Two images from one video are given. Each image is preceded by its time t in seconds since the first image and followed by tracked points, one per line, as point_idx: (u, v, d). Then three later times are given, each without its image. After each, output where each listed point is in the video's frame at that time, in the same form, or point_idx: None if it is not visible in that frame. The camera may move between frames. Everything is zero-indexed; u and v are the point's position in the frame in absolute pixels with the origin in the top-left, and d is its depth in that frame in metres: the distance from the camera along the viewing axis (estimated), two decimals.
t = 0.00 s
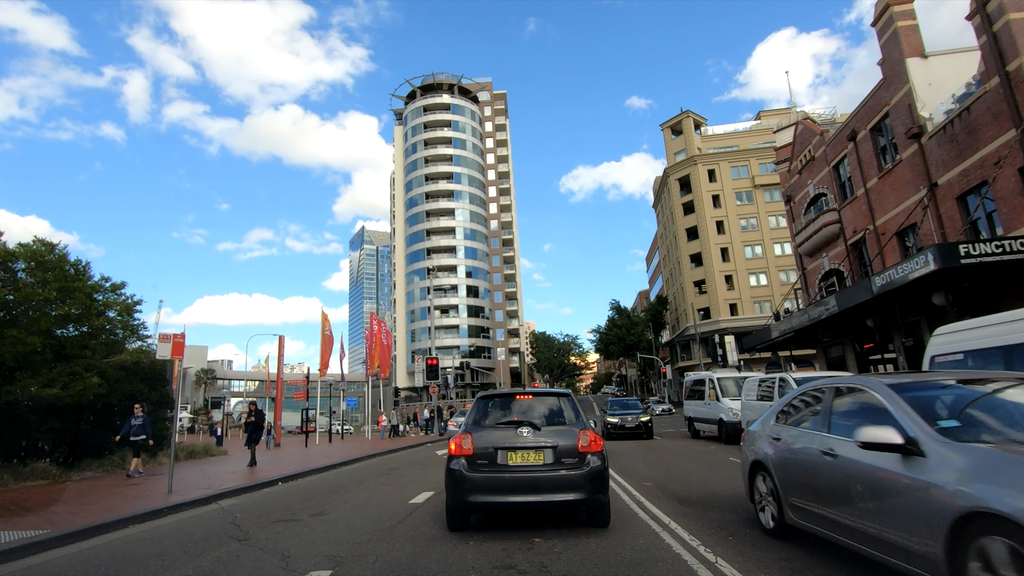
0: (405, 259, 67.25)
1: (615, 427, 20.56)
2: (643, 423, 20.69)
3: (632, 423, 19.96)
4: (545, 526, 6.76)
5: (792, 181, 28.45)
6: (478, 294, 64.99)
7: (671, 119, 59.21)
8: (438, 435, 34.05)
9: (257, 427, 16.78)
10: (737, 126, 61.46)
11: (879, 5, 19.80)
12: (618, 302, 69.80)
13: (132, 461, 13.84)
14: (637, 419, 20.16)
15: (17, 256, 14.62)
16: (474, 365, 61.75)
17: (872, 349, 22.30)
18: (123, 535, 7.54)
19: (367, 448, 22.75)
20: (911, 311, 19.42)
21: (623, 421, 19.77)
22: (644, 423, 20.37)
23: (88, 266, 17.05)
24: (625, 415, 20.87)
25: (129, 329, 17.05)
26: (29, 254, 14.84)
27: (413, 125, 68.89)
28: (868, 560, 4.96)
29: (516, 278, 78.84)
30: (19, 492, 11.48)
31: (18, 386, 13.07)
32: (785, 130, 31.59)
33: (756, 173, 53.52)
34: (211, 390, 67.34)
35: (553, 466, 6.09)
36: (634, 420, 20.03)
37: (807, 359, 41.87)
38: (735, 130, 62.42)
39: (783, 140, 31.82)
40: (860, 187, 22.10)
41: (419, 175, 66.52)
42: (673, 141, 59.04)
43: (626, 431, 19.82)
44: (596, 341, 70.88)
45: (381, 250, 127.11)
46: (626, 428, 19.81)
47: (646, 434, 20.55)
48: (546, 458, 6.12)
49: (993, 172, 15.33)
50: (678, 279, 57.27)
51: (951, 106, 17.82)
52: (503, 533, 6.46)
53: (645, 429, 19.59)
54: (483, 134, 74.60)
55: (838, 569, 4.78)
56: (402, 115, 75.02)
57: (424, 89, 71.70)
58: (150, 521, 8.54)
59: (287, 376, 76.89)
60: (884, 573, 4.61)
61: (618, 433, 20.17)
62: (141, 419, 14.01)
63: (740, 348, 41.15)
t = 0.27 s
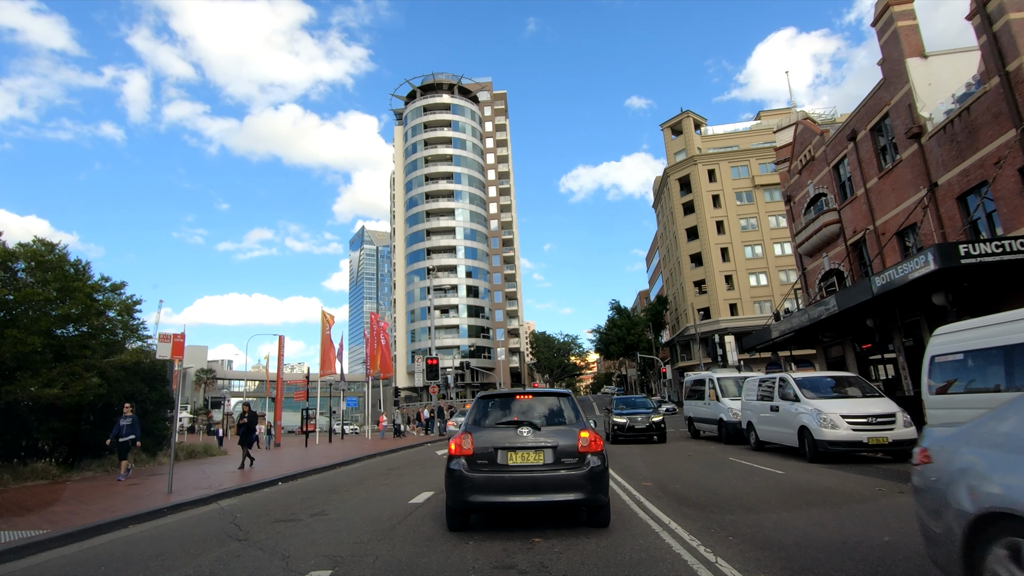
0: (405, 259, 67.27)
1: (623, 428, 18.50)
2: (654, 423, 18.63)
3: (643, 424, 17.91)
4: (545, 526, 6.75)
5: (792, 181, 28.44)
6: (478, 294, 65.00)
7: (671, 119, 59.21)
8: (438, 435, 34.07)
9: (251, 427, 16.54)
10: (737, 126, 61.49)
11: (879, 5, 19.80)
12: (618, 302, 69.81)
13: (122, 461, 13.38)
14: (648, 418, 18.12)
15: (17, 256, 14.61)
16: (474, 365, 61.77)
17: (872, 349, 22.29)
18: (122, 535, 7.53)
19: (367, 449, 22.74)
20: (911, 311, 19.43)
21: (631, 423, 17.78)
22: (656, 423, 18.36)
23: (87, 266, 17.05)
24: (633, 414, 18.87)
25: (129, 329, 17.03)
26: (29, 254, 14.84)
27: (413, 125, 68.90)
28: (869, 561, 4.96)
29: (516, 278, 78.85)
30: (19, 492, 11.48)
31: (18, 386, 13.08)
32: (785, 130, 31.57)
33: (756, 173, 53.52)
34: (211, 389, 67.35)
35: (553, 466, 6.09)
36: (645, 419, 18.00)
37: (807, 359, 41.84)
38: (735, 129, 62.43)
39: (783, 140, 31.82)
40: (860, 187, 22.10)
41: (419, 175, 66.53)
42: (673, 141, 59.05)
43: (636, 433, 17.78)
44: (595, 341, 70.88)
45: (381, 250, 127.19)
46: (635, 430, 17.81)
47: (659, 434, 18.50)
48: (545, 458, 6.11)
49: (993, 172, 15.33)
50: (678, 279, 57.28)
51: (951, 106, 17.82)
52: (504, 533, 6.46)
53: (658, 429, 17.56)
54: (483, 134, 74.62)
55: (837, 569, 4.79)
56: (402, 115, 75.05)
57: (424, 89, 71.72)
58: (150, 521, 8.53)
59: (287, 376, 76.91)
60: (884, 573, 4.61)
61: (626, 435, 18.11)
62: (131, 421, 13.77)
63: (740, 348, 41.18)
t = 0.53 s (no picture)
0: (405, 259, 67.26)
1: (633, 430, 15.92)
2: (670, 425, 16.02)
3: (657, 424, 15.33)
4: (545, 526, 6.76)
5: (792, 181, 28.46)
6: (478, 294, 65.00)
7: (671, 119, 59.21)
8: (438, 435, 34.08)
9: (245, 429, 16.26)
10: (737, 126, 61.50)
11: (879, 5, 19.79)
12: (618, 302, 69.83)
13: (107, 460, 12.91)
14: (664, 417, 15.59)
15: (17, 256, 14.61)
16: (474, 365, 61.78)
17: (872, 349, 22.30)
18: (122, 535, 7.53)
19: (367, 449, 22.73)
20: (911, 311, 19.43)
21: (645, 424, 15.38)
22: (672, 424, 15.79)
23: (87, 266, 17.05)
24: (644, 415, 16.30)
25: (129, 329, 17.04)
26: (29, 254, 14.84)
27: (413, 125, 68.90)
28: (869, 560, 4.96)
29: (516, 278, 78.86)
30: (19, 492, 11.47)
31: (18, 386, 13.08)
32: (785, 130, 31.58)
33: (756, 173, 53.52)
34: (211, 389, 67.36)
35: (553, 466, 6.08)
36: (659, 420, 15.43)
37: (807, 359, 41.82)
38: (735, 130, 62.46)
39: (783, 140, 31.82)
40: (860, 187, 22.10)
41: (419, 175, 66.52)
42: (673, 141, 59.04)
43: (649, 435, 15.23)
44: (596, 341, 70.88)
45: (381, 250, 127.28)
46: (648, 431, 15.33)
47: (676, 439, 15.84)
48: (545, 458, 6.12)
49: (993, 172, 15.33)
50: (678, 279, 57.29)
51: (951, 106, 17.82)
52: (504, 533, 6.46)
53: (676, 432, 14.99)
54: (483, 134, 74.63)
55: (838, 568, 4.79)
56: (402, 115, 75.07)
57: (424, 89, 71.72)
58: (150, 521, 8.52)
59: (287, 376, 76.91)
60: (884, 572, 4.62)
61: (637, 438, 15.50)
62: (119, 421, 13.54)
63: (740, 349, 41.17)
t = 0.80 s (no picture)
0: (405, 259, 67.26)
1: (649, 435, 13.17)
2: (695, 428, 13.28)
3: (683, 429, 12.66)
4: (546, 526, 6.76)
5: (792, 181, 28.46)
6: (478, 294, 65.01)
7: (671, 119, 59.22)
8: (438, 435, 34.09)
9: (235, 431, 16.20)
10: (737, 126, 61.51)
11: (879, 5, 19.79)
12: (618, 302, 69.86)
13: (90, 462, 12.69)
14: (690, 421, 12.92)
15: (17, 256, 14.61)
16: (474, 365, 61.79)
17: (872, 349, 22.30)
18: (122, 535, 7.53)
19: (367, 449, 22.74)
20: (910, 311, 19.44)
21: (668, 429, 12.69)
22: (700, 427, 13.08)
23: (88, 266, 17.06)
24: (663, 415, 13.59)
25: (129, 329, 17.04)
26: (29, 254, 14.83)
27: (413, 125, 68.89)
28: (868, 561, 4.96)
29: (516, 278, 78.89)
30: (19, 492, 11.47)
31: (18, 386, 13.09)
32: (785, 130, 31.57)
33: (756, 173, 53.52)
34: (211, 390, 67.34)
35: (553, 466, 6.09)
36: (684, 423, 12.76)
37: (807, 359, 41.82)
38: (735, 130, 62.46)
39: (783, 140, 31.82)
40: (860, 187, 22.10)
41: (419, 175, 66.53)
42: (673, 141, 59.04)
43: (672, 442, 12.55)
44: (596, 341, 70.90)
45: (381, 250, 127.33)
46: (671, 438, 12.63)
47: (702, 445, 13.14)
48: (546, 458, 6.11)
49: (993, 172, 15.34)
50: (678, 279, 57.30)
51: (951, 106, 17.82)
52: (504, 533, 6.46)
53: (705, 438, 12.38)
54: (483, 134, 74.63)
55: (837, 568, 4.80)
56: (402, 115, 75.07)
57: (424, 89, 71.72)
58: (150, 521, 8.52)
59: (287, 377, 76.91)
60: (884, 572, 4.62)
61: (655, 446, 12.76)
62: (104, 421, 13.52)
63: (740, 349, 41.19)
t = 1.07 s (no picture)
0: (405, 259, 67.26)
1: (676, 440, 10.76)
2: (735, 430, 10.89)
3: (725, 435, 10.19)
4: (545, 526, 6.76)
5: (792, 181, 28.46)
6: (478, 294, 64.99)
7: (671, 119, 59.22)
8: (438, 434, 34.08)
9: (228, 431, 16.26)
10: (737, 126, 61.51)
11: (879, 5, 19.79)
12: (618, 302, 69.87)
13: (76, 468, 12.63)
14: (732, 425, 10.42)
15: (17, 255, 14.62)
16: (474, 365, 61.78)
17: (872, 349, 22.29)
18: (122, 535, 7.54)
19: (367, 449, 22.75)
20: (911, 311, 19.44)
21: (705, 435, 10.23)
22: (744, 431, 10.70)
23: (88, 266, 17.07)
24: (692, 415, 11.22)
25: (129, 329, 17.03)
26: (29, 254, 14.82)
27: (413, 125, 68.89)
28: (867, 560, 4.97)
29: (516, 278, 78.88)
30: (19, 493, 11.47)
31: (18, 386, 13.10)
32: (785, 130, 31.57)
33: (756, 173, 53.51)
34: (211, 390, 67.32)
35: (553, 466, 6.08)
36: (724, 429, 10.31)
37: (807, 359, 41.77)
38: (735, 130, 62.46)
39: (783, 140, 31.81)
40: (860, 187, 22.10)
41: (419, 175, 66.53)
42: (673, 141, 59.03)
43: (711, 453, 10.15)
44: (596, 341, 70.90)
45: (381, 250, 127.40)
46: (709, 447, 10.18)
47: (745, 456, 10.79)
48: (546, 458, 6.12)
49: (993, 172, 15.34)
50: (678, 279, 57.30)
51: (951, 106, 17.83)
52: (503, 533, 6.46)
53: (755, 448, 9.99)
54: (483, 134, 74.61)
55: (838, 568, 4.79)
56: (402, 115, 75.10)
57: (424, 89, 71.72)
58: (150, 521, 8.53)
59: (287, 376, 76.88)
60: (884, 573, 4.62)
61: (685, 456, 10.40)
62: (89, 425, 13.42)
63: (740, 349, 41.16)
